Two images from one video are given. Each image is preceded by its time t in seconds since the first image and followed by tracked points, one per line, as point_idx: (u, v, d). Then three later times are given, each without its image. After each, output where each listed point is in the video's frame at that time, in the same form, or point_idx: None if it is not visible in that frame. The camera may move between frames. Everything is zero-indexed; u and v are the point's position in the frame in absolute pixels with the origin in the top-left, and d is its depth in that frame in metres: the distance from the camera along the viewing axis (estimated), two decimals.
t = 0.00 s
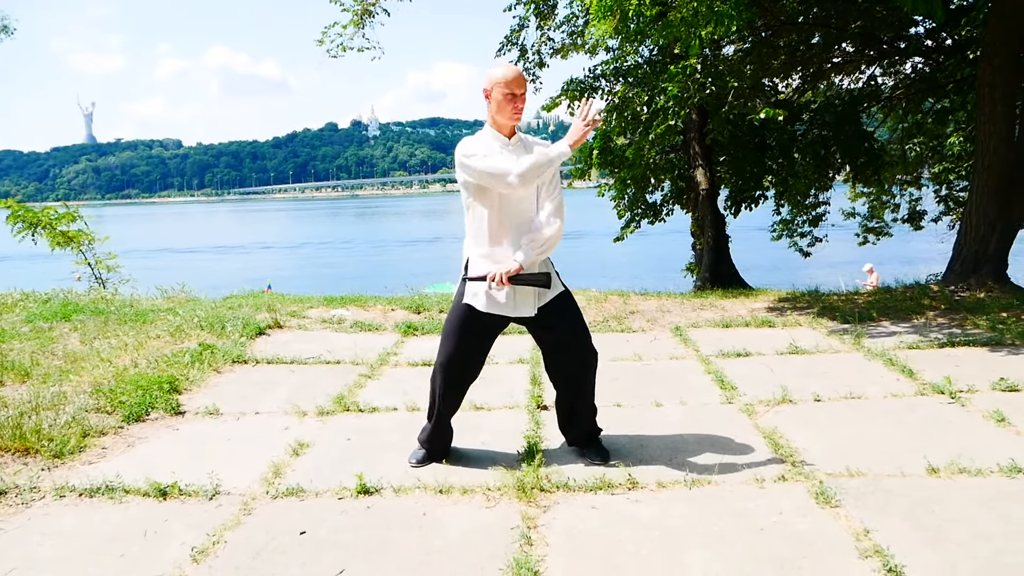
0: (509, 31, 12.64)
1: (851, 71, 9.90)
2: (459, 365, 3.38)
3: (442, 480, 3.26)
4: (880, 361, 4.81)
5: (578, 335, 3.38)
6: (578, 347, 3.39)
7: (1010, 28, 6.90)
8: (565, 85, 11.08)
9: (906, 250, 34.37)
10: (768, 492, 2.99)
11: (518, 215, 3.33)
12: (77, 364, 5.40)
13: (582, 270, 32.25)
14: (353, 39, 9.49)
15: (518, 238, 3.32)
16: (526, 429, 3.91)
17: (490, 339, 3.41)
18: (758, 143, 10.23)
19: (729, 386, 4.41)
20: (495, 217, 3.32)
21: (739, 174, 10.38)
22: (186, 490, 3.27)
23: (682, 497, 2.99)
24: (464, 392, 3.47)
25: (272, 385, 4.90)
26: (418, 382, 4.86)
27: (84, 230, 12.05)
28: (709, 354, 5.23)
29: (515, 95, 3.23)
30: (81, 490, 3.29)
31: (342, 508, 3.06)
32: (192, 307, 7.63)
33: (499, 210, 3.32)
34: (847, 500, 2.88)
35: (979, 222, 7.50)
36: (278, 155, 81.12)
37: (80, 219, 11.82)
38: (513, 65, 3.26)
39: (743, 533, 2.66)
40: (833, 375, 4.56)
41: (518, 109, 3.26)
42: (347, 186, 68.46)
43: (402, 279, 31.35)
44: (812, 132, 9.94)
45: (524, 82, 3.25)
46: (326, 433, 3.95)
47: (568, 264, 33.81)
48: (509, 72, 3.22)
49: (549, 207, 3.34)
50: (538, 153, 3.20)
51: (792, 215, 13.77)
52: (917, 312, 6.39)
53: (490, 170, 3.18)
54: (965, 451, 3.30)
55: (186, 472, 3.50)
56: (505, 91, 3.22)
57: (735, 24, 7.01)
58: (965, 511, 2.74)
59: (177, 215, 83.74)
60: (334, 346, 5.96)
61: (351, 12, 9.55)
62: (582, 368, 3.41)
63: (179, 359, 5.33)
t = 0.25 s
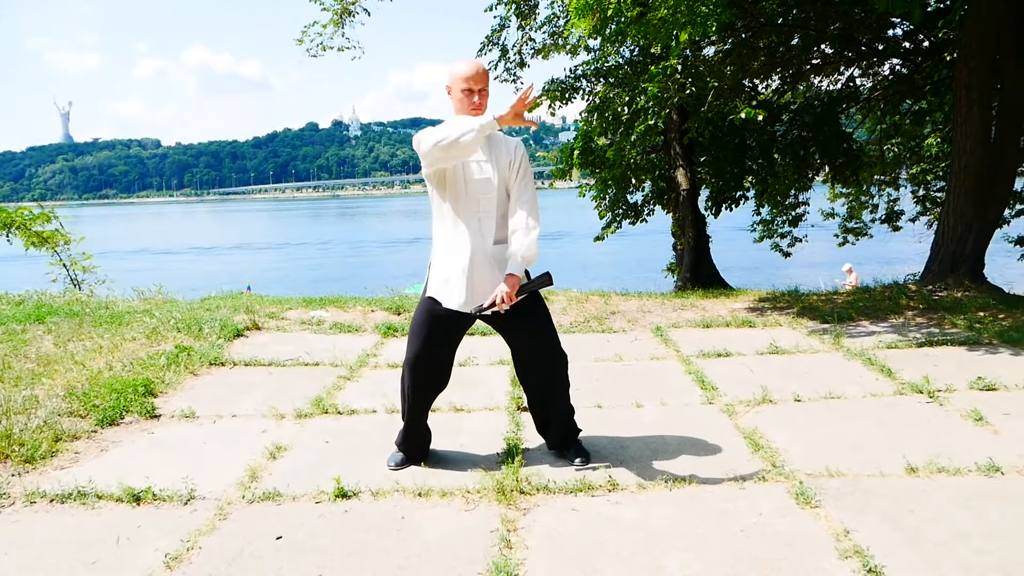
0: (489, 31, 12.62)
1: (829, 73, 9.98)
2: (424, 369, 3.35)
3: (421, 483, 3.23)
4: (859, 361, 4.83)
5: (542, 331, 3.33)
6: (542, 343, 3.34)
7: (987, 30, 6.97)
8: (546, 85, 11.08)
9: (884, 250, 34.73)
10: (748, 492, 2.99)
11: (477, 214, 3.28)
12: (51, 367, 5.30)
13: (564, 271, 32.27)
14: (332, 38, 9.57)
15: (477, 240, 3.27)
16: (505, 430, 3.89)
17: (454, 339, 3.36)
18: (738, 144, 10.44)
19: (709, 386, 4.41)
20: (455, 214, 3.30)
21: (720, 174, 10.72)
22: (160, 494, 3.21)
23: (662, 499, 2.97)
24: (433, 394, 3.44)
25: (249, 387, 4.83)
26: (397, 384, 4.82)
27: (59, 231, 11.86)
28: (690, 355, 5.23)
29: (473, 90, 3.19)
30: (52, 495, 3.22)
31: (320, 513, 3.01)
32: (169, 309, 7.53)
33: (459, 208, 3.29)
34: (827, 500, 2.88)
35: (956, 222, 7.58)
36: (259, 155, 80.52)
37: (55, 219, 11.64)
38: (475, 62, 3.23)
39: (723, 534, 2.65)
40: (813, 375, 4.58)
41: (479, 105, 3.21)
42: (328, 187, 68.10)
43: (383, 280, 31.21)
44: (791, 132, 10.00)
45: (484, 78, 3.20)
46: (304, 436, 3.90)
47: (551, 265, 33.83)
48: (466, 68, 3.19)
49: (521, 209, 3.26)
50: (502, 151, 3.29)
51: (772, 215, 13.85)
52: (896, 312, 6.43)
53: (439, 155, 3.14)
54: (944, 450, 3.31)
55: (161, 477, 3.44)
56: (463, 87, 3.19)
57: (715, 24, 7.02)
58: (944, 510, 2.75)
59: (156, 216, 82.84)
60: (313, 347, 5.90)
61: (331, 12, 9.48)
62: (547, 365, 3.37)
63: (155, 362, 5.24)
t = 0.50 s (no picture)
0: (472, 32, 12.59)
1: (810, 74, 10.04)
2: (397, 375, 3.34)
3: (404, 487, 3.20)
4: (843, 362, 4.85)
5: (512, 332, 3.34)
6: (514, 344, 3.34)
7: (969, 31, 7.04)
8: (530, 86, 11.07)
9: (866, 250, 35.02)
10: (734, 495, 2.98)
11: (438, 216, 3.27)
12: (28, 371, 5.21)
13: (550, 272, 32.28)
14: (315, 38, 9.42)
15: (433, 242, 3.28)
16: (490, 433, 3.87)
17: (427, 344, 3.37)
18: (721, 144, 10.53)
19: (694, 387, 4.41)
20: (415, 214, 3.31)
21: (702, 175, 10.87)
22: (139, 500, 3.16)
23: (648, 501, 2.96)
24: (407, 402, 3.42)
25: (231, 390, 4.78)
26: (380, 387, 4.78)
27: (38, 233, 11.69)
28: (674, 355, 5.23)
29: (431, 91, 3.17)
30: (29, 502, 3.16)
31: (302, 518, 2.97)
32: (149, 311, 7.44)
33: (420, 209, 3.29)
34: (812, 502, 2.87)
35: (938, 222, 7.64)
36: (242, 156, 79.98)
37: (34, 221, 11.48)
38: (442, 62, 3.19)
39: (709, 537, 2.64)
40: (797, 376, 4.59)
41: (434, 106, 3.19)
42: (312, 188, 67.75)
43: (368, 282, 31.07)
44: (773, 133, 10.00)
45: (444, 80, 3.16)
46: (285, 440, 3.85)
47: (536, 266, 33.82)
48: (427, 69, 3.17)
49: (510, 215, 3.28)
50: (474, 155, 3.27)
51: (755, 216, 13.91)
52: (878, 312, 6.47)
53: (377, 147, 3.25)
54: (928, 451, 3.32)
55: (140, 482, 3.38)
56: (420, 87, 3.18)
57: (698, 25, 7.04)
58: (929, 511, 2.75)
59: (137, 217, 82.04)
60: (295, 350, 5.85)
61: (312, 11, 9.42)
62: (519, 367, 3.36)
63: (134, 365, 5.17)
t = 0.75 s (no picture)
0: (467, 32, 12.57)
1: (806, 73, 10.03)
2: (391, 383, 3.35)
3: (401, 490, 3.17)
4: (842, 361, 4.84)
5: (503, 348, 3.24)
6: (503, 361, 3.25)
7: (965, 29, 7.04)
8: (525, 85, 11.05)
9: (862, 248, 35.08)
10: (734, 496, 2.97)
11: (428, 215, 3.29)
12: (23, 373, 5.18)
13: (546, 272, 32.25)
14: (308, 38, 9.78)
15: (423, 241, 3.30)
16: (487, 434, 3.84)
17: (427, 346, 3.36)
18: (717, 143, 10.54)
19: (692, 387, 4.39)
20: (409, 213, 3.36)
21: (698, 174, 10.95)
22: (136, 504, 3.13)
23: (647, 503, 2.95)
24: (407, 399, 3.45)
25: (226, 392, 4.75)
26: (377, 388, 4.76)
27: (32, 235, 11.62)
28: (672, 355, 5.22)
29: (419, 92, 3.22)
30: (24, 506, 3.13)
31: (300, 521, 2.95)
32: (144, 313, 7.40)
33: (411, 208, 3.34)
34: (814, 503, 2.86)
35: (934, 220, 7.64)
36: (237, 157, 79.80)
37: (29, 223, 11.42)
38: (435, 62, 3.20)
39: (711, 539, 2.63)
40: (795, 375, 4.58)
41: (423, 106, 3.24)
42: (308, 189, 67.62)
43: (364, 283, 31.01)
44: (768, 132, 10.01)
45: (432, 81, 3.19)
46: (282, 443, 3.83)
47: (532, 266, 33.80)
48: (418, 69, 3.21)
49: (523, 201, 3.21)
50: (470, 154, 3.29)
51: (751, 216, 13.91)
52: (875, 311, 6.47)
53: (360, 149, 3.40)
54: (929, 451, 3.32)
55: (136, 486, 3.35)
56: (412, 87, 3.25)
57: (693, 23, 7.03)
58: (930, 512, 2.75)
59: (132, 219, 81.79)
60: (292, 351, 5.82)
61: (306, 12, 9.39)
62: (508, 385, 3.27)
63: (129, 367, 5.14)
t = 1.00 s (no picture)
0: (469, 30, 12.53)
1: (809, 70, 9.99)
2: (410, 384, 3.38)
3: (407, 490, 3.16)
4: (848, 359, 4.82)
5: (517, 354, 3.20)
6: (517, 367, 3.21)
7: (971, 25, 6.97)
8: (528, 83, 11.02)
9: (865, 246, 35.00)
10: (742, 495, 2.95)
11: (458, 214, 3.29)
12: (26, 374, 5.17)
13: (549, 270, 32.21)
14: (311, 38, 8.77)
15: (454, 240, 3.30)
16: (493, 434, 3.83)
17: (449, 348, 3.39)
18: (721, 141, 10.50)
19: (698, 386, 4.37)
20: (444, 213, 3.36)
21: (701, 172, 10.75)
22: (140, 504, 3.12)
23: (654, 503, 2.93)
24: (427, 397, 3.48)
25: (230, 392, 4.74)
26: (381, 387, 4.74)
27: (35, 235, 11.61)
28: (677, 354, 5.19)
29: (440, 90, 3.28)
30: (28, 506, 3.12)
31: (305, 522, 2.94)
32: (147, 313, 7.38)
33: (444, 208, 3.34)
34: (822, 502, 2.84)
35: (940, 218, 7.61)
36: (239, 156, 79.83)
37: (32, 223, 11.42)
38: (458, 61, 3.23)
39: (719, 539, 2.61)
40: (801, 374, 4.55)
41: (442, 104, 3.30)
42: (311, 188, 67.63)
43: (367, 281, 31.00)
44: (773, 129, 9.98)
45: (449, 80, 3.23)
46: (286, 442, 3.81)
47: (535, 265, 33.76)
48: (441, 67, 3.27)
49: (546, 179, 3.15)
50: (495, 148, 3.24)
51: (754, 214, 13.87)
52: (882, 308, 6.44)
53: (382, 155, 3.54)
54: (938, 450, 3.29)
55: (140, 486, 3.34)
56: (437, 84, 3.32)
57: (696, 21, 6.99)
58: (941, 511, 2.72)
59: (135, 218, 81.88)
60: (296, 351, 5.81)
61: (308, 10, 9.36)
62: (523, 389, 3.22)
63: (133, 367, 5.12)
